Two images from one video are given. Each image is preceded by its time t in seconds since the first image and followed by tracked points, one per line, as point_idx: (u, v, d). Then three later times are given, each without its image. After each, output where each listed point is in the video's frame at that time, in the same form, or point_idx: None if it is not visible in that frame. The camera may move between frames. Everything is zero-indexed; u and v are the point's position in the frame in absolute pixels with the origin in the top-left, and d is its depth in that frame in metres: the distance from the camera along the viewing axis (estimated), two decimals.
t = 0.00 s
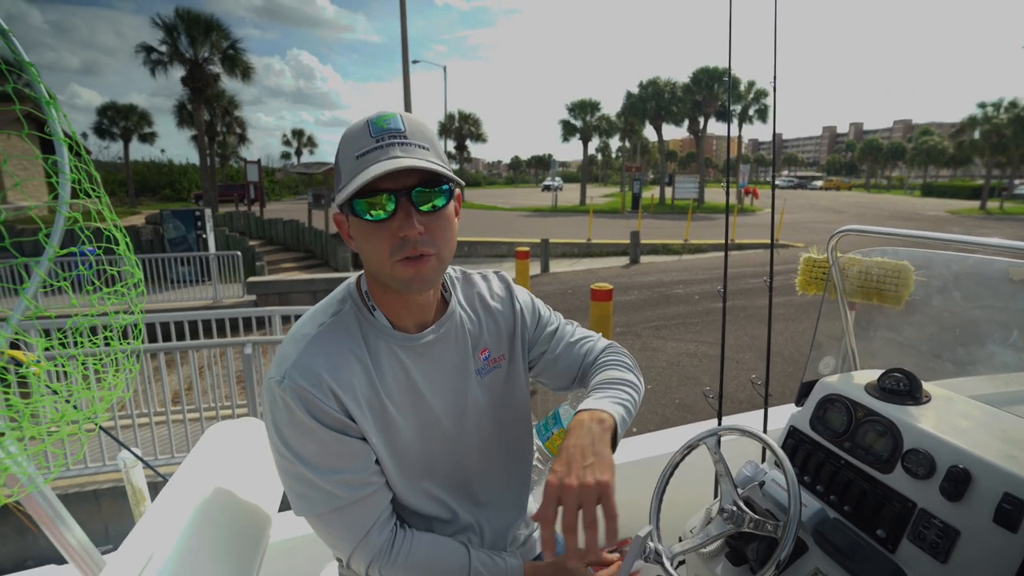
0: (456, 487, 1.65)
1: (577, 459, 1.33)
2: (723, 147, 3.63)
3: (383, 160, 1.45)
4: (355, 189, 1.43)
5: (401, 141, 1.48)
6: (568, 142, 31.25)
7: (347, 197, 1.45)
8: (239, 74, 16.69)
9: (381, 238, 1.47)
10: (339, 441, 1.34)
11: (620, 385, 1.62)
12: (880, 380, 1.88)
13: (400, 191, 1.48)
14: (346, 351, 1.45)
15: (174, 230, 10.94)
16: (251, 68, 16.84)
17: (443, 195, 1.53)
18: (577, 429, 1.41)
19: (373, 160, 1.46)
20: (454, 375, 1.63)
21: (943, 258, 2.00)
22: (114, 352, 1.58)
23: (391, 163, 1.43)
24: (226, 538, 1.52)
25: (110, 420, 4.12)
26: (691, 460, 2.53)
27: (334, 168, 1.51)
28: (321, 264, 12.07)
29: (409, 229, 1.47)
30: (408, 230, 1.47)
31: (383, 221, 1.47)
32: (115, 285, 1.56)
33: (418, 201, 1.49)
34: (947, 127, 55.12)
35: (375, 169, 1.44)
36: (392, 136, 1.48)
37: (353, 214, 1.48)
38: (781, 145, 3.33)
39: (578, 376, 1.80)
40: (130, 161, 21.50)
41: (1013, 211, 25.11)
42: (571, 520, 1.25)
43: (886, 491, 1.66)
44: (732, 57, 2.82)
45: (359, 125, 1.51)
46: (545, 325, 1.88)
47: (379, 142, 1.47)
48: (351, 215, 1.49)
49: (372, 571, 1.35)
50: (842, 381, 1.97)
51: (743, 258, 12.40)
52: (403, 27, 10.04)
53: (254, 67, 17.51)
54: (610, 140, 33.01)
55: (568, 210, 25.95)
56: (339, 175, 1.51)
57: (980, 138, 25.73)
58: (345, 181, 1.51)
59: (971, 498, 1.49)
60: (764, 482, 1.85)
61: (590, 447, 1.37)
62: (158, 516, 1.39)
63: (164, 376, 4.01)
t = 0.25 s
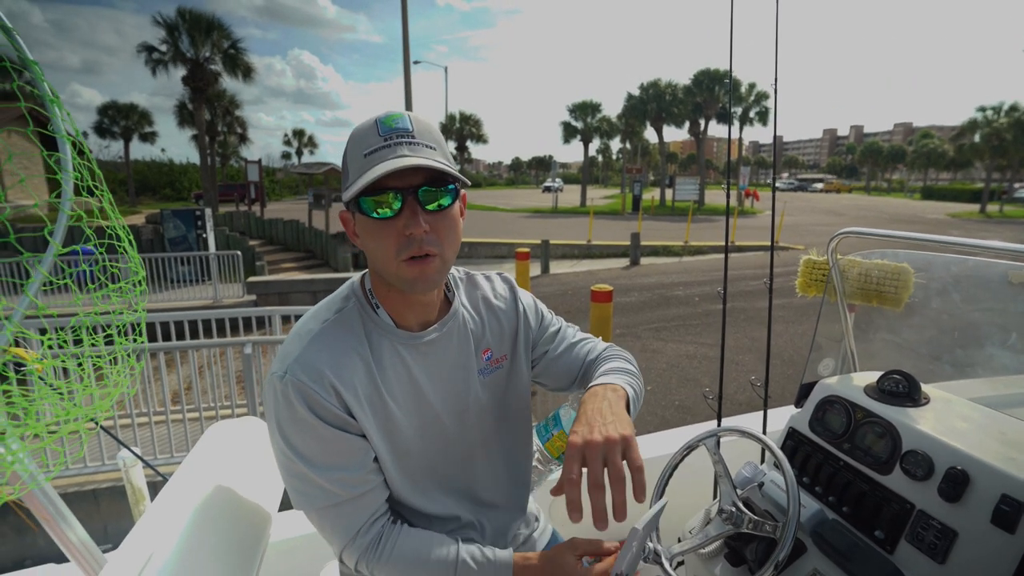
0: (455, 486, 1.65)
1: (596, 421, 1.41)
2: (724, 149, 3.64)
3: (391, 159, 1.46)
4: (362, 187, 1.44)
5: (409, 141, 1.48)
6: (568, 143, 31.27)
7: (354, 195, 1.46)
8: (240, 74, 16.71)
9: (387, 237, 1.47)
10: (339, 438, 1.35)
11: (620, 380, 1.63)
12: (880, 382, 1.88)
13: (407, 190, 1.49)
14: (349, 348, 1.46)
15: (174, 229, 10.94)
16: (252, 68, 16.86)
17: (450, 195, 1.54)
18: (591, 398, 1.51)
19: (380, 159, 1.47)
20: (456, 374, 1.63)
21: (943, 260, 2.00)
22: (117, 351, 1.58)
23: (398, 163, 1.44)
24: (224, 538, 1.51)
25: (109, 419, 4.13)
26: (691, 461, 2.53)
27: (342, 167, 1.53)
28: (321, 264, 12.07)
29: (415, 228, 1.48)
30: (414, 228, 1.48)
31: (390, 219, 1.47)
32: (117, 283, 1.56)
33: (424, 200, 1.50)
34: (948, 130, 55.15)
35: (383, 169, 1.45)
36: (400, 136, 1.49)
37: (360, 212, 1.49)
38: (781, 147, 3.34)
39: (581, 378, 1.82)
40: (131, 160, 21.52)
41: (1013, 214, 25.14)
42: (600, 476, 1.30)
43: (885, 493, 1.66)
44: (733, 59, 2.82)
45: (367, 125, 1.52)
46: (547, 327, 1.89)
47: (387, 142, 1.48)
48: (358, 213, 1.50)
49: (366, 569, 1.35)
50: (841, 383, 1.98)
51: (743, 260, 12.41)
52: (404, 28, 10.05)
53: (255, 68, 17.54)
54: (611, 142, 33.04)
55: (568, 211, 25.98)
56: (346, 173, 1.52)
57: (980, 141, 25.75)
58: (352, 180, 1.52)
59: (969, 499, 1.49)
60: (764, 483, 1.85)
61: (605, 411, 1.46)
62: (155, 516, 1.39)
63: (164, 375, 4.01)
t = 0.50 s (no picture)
0: (453, 485, 1.66)
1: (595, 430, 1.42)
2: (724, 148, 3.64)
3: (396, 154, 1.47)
4: (365, 181, 1.45)
5: (415, 137, 1.49)
6: (568, 143, 31.27)
7: (358, 189, 1.47)
8: (240, 73, 16.71)
9: (390, 231, 1.48)
10: (335, 434, 1.36)
11: (624, 385, 1.64)
12: (879, 380, 1.88)
13: (411, 185, 1.49)
14: (350, 344, 1.46)
15: (174, 229, 10.94)
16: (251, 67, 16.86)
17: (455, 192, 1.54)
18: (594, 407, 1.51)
19: (386, 154, 1.47)
20: (458, 373, 1.63)
21: (942, 259, 2.01)
22: (118, 349, 1.58)
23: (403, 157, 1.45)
24: (226, 536, 1.51)
25: (109, 417, 4.13)
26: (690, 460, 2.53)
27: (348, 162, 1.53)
28: (321, 264, 12.07)
29: (417, 223, 1.48)
30: (416, 223, 1.48)
31: (393, 214, 1.48)
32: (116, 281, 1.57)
33: (428, 196, 1.51)
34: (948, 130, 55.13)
35: (387, 163, 1.45)
36: (406, 132, 1.50)
37: (364, 206, 1.50)
38: (781, 147, 3.34)
39: (584, 378, 1.84)
40: (131, 159, 21.51)
41: (1013, 214, 25.15)
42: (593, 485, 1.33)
43: (884, 491, 1.66)
44: (733, 58, 2.82)
45: (376, 121, 1.54)
46: (551, 327, 1.89)
47: (394, 137, 1.49)
48: (362, 208, 1.51)
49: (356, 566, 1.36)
50: (841, 381, 1.98)
51: (743, 260, 12.41)
52: (404, 27, 10.05)
53: (254, 67, 17.53)
54: (611, 141, 33.03)
55: (568, 210, 25.98)
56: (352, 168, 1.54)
57: (980, 141, 25.74)
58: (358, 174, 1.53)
59: (967, 497, 1.50)
60: (763, 481, 1.85)
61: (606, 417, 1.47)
62: (156, 514, 1.39)
63: (163, 375, 4.01)
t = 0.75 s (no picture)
0: (451, 478, 1.66)
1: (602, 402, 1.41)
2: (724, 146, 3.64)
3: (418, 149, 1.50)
4: (385, 172, 1.47)
5: (436, 134, 1.52)
6: (568, 140, 31.25)
7: (377, 179, 1.48)
8: (239, 69, 16.67)
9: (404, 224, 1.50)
10: (334, 419, 1.38)
11: (625, 383, 1.64)
12: (878, 378, 1.88)
13: (429, 180, 1.52)
14: (354, 331, 1.48)
15: (173, 224, 10.92)
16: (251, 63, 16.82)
17: (470, 191, 1.57)
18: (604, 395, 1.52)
19: (407, 148, 1.49)
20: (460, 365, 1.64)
21: (941, 258, 2.01)
22: (120, 344, 1.58)
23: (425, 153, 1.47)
24: (225, 531, 1.51)
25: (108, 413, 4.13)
26: (689, 457, 2.54)
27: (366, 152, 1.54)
28: (320, 260, 12.06)
29: (432, 218, 1.51)
30: (430, 218, 1.51)
31: (409, 207, 1.50)
32: (117, 275, 1.57)
33: (445, 193, 1.53)
34: (947, 129, 55.14)
35: (408, 157, 1.47)
36: (428, 130, 1.52)
37: (379, 197, 1.51)
38: (781, 145, 3.34)
39: (583, 375, 1.84)
40: (129, 154, 21.46)
41: (1012, 213, 25.17)
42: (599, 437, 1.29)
43: (882, 487, 1.67)
44: (734, 56, 2.82)
45: (399, 116, 1.56)
46: (553, 323, 1.89)
47: (416, 132, 1.51)
48: (377, 199, 1.53)
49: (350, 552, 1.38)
50: (839, 378, 1.99)
51: (742, 258, 12.43)
52: (404, 23, 10.03)
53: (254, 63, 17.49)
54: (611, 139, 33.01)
55: (568, 208, 25.98)
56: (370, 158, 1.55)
57: (979, 140, 25.76)
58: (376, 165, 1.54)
59: (964, 494, 1.50)
60: (761, 478, 1.86)
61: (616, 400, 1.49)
62: (156, 509, 1.38)
63: (163, 370, 4.01)
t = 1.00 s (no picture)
0: (459, 479, 1.66)
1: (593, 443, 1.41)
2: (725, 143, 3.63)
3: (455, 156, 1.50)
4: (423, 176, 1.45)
5: (470, 144, 1.53)
6: (568, 139, 31.22)
7: (412, 181, 1.45)
8: (240, 71, 16.69)
9: (435, 228, 1.49)
10: (344, 415, 1.38)
11: (621, 382, 1.63)
12: (880, 375, 1.88)
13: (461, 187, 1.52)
14: (363, 329, 1.49)
15: (174, 226, 10.93)
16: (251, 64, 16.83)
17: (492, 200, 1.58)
18: (589, 410, 1.50)
19: (443, 154, 1.50)
20: (466, 364, 1.64)
21: (943, 255, 2.01)
22: (126, 345, 1.59)
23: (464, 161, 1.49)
24: (232, 531, 1.51)
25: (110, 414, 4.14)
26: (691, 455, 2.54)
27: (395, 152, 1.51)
28: (321, 260, 12.07)
29: (464, 225, 1.51)
30: (462, 225, 1.51)
31: (441, 212, 1.49)
32: (122, 276, 1.57)
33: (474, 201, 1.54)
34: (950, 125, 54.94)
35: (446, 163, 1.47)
36: (462, 138, 1.53)
37: (408, 198, 1.49)
38: (782, 142, 3.33)
39: (586, 373, 1.84)
40: (131, 156, 21.47)
41: (1014, 210, 25.11)
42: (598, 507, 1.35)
43: (885, 485, 1.67)
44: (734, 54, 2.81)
45: (430, 120, 1.54)
46: (555, 321, 1.90)
47: (450, 138, 1.51)
48: (405, 200, 1.50)
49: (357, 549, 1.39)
50: (841, 376, 1.98)
51: (743, 256, 12.42)
52: (404, 23, 10.03)
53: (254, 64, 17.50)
54: (611, 138, 32.99)
55: (569, 207, 25.96)
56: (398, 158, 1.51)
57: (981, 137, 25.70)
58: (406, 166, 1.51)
59: (968, 491, 1.50)
60: (764, 476, 1.86)
61: (600, 426, 1.45)
62: (160, 510, 1.38)
63: (165, 372, 4.01)
